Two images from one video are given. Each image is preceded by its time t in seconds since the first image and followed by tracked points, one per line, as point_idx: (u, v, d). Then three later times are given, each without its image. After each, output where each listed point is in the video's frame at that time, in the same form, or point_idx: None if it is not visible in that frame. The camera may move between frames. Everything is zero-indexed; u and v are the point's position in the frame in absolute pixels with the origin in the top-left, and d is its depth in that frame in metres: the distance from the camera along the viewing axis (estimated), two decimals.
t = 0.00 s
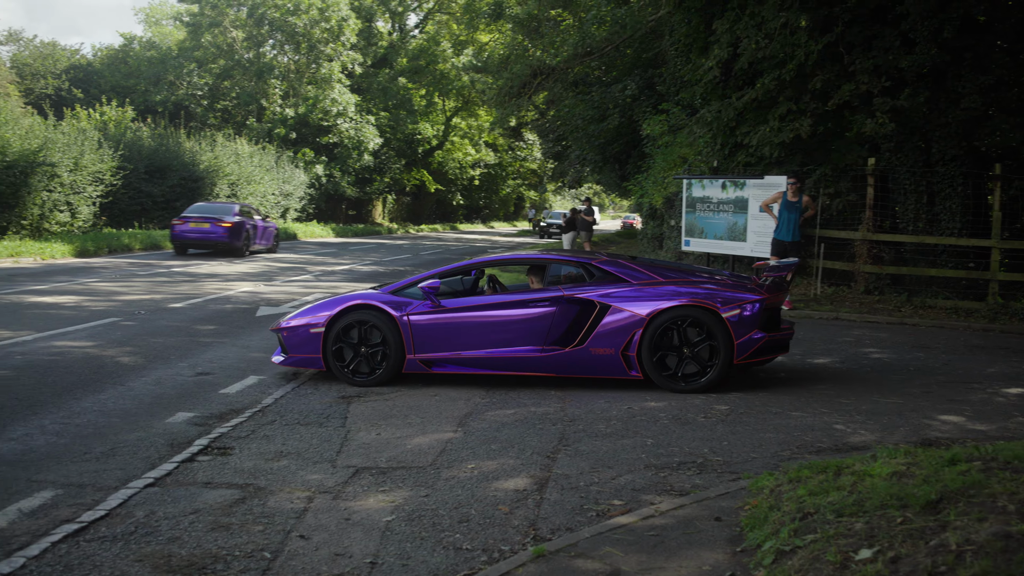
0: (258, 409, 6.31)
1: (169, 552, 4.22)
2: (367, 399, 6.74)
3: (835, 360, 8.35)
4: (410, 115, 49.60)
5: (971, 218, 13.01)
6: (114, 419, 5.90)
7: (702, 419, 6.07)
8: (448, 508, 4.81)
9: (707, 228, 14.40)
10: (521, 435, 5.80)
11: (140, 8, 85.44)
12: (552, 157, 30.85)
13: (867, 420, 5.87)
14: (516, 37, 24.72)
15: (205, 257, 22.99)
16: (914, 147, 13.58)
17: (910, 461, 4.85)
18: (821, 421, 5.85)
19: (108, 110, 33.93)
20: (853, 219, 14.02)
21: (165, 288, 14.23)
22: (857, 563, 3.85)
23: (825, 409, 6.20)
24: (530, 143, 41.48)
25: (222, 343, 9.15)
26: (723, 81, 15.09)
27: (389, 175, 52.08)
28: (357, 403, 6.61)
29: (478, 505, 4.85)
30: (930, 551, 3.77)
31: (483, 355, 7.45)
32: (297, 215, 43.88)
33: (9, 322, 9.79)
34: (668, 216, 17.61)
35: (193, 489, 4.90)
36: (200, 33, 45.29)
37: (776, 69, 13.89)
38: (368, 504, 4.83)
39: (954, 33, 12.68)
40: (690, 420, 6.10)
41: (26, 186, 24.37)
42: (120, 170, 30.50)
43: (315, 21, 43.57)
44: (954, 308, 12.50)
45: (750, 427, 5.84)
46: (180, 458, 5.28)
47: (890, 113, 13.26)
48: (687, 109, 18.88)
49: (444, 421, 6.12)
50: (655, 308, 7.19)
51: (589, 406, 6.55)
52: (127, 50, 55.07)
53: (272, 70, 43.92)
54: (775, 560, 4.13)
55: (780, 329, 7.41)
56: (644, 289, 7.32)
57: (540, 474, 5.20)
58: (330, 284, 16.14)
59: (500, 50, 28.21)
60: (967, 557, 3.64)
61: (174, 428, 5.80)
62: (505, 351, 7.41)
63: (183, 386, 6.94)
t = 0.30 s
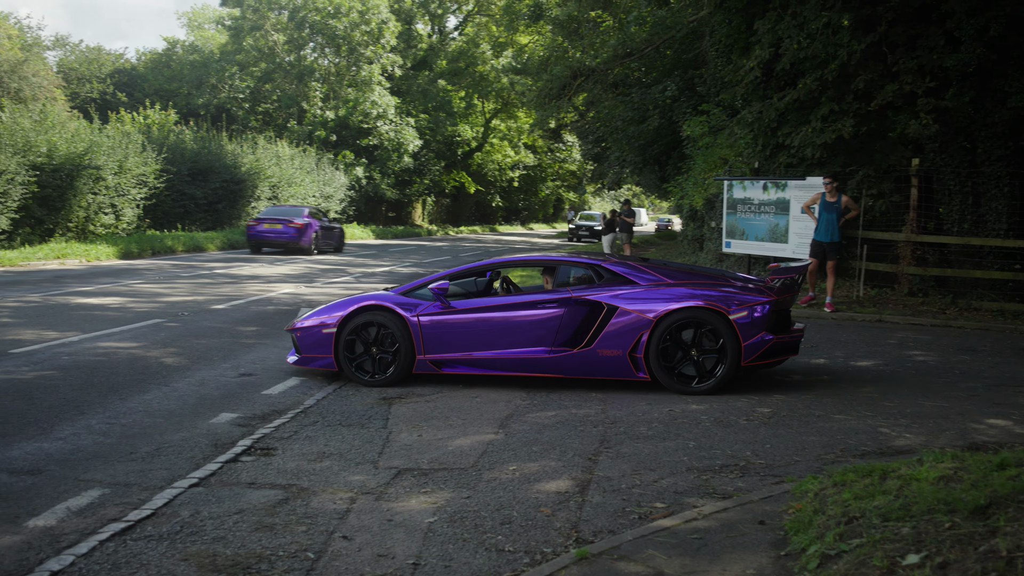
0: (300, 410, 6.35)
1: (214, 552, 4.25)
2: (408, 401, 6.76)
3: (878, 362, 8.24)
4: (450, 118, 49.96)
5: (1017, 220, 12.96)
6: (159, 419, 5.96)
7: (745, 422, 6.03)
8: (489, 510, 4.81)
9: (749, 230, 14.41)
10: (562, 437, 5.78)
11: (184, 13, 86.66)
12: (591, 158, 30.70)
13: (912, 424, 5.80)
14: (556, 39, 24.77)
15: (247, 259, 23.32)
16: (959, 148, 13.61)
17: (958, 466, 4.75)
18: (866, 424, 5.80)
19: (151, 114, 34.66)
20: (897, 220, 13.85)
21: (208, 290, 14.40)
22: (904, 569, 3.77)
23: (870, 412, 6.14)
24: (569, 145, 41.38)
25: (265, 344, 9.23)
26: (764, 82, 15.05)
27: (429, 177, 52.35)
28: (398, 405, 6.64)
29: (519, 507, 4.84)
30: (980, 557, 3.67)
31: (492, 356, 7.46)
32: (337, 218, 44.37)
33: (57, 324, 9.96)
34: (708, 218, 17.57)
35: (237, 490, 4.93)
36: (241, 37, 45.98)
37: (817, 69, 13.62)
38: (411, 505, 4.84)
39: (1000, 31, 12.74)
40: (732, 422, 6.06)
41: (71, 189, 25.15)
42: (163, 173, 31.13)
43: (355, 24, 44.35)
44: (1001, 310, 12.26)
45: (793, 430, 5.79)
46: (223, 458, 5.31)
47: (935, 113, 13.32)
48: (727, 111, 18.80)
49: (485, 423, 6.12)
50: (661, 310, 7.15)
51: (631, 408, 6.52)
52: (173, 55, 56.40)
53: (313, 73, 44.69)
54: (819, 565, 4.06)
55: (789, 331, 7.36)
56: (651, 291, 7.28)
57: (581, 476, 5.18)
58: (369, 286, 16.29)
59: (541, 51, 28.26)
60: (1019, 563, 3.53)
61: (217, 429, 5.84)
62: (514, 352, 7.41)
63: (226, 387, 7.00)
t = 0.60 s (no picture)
0: (335, 410, 6.38)
1: (251, 550, 4.27)
2: (442, 401, 6.77)
3: (916, 365, 8.16)
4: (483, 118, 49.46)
5: None
6: (195, 418, 6.00)
7: (781, 424, 5.99)
8: (524, 511, 4.81)
9: (784, 231, 14.64)
10: (597, 439, 5.77)
11: (219, 15, 87.82)
12: (625, 159, 30.44)
13: (950, 428, 5.74)
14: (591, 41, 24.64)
15: (283, 260, 23.53)
16: (998, 149, 13.31)
17: (998, 470, 4.66)
18: (905, 428, 5.74)
19: (187, 115, 35.15)
20: (934, 222, 13.72)
21: (243, 290, 14.53)
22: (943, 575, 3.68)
23: (908, 416, 6.09)
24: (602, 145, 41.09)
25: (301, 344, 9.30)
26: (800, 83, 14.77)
27: (463, 178, 52.21)
28: (432, 405, 6.66)
29: (554, 508, 4.83)
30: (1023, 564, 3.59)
31: (493, 356, 7.52)
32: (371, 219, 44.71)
33: (96, 323, 10.09)
34: (743, 219, 17.55)
35: (273, 489, 4.96)
36: (277, 39, 46.53)
37: (855, 69, 13.62)
38: (445, 506, 4.85)
39: None
40: (768, 424, 6.03)
41: (109, 189, 25.53)
42: (200, 174, 31.64)
43: (390, 25, 44.26)
44: None
45: (829, 433, 5.74)
46: (259, 458, 5.35)
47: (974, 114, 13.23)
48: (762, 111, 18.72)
49: (519, 423, 6.13)
50: (659, 312, 7.12)
51: (665, 409, 6.49)
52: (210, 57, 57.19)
53: (347, 74, 44.81)
54: (856, 569, 3.98)
55: (790, 333, 7.26)
56: (649, 292, 7.25)
57: (615, 477, 5.16)
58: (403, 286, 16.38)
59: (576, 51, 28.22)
60: None
61: (253, 428, 5.87)
62: (514, 353, 7.47)
63: (261, 386, 7.06)
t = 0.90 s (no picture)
0: (363, 408, 6.40)
1: (279, 548, 4.30)
2: (469, 401, 6.77)
3: (945, 367, 8.10)
4: (511, 118, 49.87)
5: None
6: (223, 416, 6.03)
7: (808, 426, 5.96)
8: (551, 511, 4.81)
9: (813, 232, 14.72)
10: (623, 439, 5.76)
11: (248, 15, 88.41)
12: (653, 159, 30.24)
13: (981, 431, 5.70)
14: (620, 40, 24.92)
15: (312, 259, 23.72)
16: None
17: None
18: (933, 431, 5.70)
19: (218, 114, 35.67)
20: (965, 224, 13.54)
21: (272, 288, 14.63)
22: None
23: (938, 418, 6.05)
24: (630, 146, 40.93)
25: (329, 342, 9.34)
26: (830, 83, 14.73)
27: (490, 178, 52.31)
28: (459, 404, 6.67)
29: (581, 508, 4.82)
30: None
31: (483, 354, 7.57)
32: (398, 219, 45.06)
33: (126, 321, 10.17)
34: (772, 219, 17.48)
35: (301, 487, 4.98)
36: (305, 38, 46.73)
37: (885, 69, 13.62)
38: (472, 505, 4.85)
39: None
40: (795, 426, 6.00)
41: (139, 188, 26.21)
42: (229, 173, 32.45)
43: (418, 25, 44.56)
44: None
45: (857, 436, 5.72)
46: (287, 456, 5.37)
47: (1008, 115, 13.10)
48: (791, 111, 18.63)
49: (546, 423, 6.13)
50: (647, 311, 7.12)
51: (692, 410, 6.46)
52: (240, 56, 57.90)
53: (375, 74, 45.05)
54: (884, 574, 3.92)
55: (780, 334, 7.20)
56: (639, 291, 7.26)
57: (643, 478, 5.15)
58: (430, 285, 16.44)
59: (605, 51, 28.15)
60: None
61: (281, 426, 5.90)
62: (505, 350, 7.51)
63: (288, 385, 7.08)
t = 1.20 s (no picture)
0: (394, 408, 6.41)
1: (312, 547, 4.32)
2: (499, 401, 6.78)
3: (981, 370, 8.01)
4: (541, 118, 50.31)
5: None
6: (255, 415, 6.07)
7: (841, 427, 5.93)
8: (583, 511, 4.80)
9: (845, 232, 14.69)
10: (654, 439, 5.75)
11: (280, 16, 88.66)
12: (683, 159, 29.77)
13: (1020, 434, 5.63)
14: (651, 40, 25.66)
15: (343, 258, 23.91)
16: None
17: None
18: (969, 433, 5.65)
19: (251, 115, 36.08)
20: (1001, 224, 13.47)
21: (305, 287, 14.73)
22: None
23: (974, 421, 5.99)
24: (660, 145, 40.73)
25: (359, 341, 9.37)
26: (863, 82, 14.73)
27: (520, 178, 53.07)
28: (490, 405, 6.67)
29: (612, 509, 4.82)
30: None
31: (470, 350, 7.67)
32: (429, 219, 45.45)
33: (160, 319, 10.27)
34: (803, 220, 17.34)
35: (334, 485, 5.01)
36: (336, 39, 46.74)
37: (919, 68, 13.48)
38: (503, 505, 4.85)
39: None
40: (828, 428, 5.96)
41: (172, 188, 26.79)
42: (260, 174, 33.16)
43: (449, 26, 44.72)
44: None
45: (891, 437, 5.68)
46: (319, 455, 5.39)
47: None
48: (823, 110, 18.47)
49: (577, 424, 6.12)
50: (632, 310, 7.16)
51: (723, 411, 6.43)
52: (275, 59, 58.75)
53: (406, 75, 45.28)
54: None
55: (765, 336, 7.24)
56: (625, 291, 7.32)
57: (674, 479, 5.13)
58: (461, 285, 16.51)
59: (637, 50, 28.06)
60: None
61: (313, 425, 5.93)
62: (492, 347, 7.61)
63: (319, 384, 7.12)
